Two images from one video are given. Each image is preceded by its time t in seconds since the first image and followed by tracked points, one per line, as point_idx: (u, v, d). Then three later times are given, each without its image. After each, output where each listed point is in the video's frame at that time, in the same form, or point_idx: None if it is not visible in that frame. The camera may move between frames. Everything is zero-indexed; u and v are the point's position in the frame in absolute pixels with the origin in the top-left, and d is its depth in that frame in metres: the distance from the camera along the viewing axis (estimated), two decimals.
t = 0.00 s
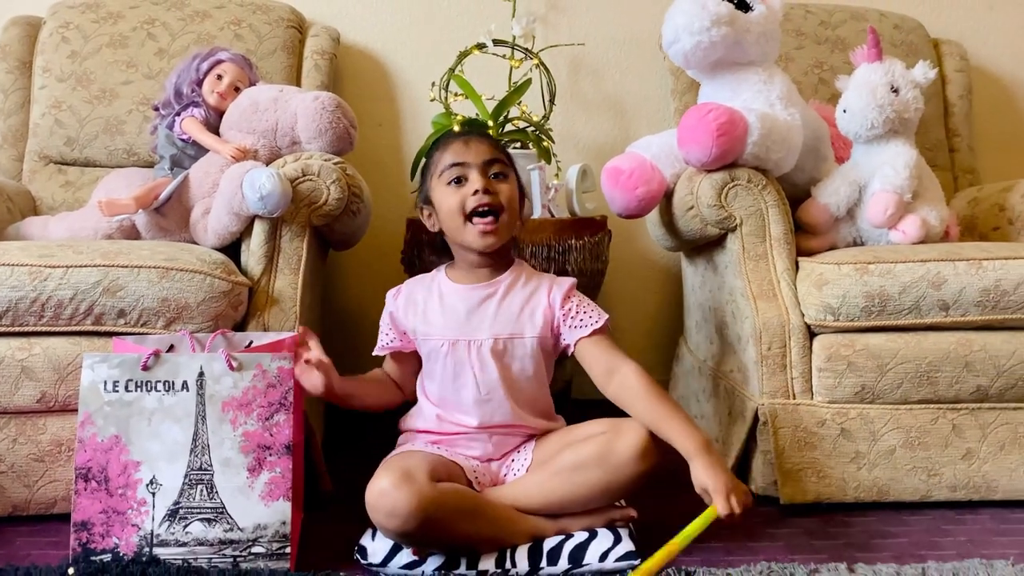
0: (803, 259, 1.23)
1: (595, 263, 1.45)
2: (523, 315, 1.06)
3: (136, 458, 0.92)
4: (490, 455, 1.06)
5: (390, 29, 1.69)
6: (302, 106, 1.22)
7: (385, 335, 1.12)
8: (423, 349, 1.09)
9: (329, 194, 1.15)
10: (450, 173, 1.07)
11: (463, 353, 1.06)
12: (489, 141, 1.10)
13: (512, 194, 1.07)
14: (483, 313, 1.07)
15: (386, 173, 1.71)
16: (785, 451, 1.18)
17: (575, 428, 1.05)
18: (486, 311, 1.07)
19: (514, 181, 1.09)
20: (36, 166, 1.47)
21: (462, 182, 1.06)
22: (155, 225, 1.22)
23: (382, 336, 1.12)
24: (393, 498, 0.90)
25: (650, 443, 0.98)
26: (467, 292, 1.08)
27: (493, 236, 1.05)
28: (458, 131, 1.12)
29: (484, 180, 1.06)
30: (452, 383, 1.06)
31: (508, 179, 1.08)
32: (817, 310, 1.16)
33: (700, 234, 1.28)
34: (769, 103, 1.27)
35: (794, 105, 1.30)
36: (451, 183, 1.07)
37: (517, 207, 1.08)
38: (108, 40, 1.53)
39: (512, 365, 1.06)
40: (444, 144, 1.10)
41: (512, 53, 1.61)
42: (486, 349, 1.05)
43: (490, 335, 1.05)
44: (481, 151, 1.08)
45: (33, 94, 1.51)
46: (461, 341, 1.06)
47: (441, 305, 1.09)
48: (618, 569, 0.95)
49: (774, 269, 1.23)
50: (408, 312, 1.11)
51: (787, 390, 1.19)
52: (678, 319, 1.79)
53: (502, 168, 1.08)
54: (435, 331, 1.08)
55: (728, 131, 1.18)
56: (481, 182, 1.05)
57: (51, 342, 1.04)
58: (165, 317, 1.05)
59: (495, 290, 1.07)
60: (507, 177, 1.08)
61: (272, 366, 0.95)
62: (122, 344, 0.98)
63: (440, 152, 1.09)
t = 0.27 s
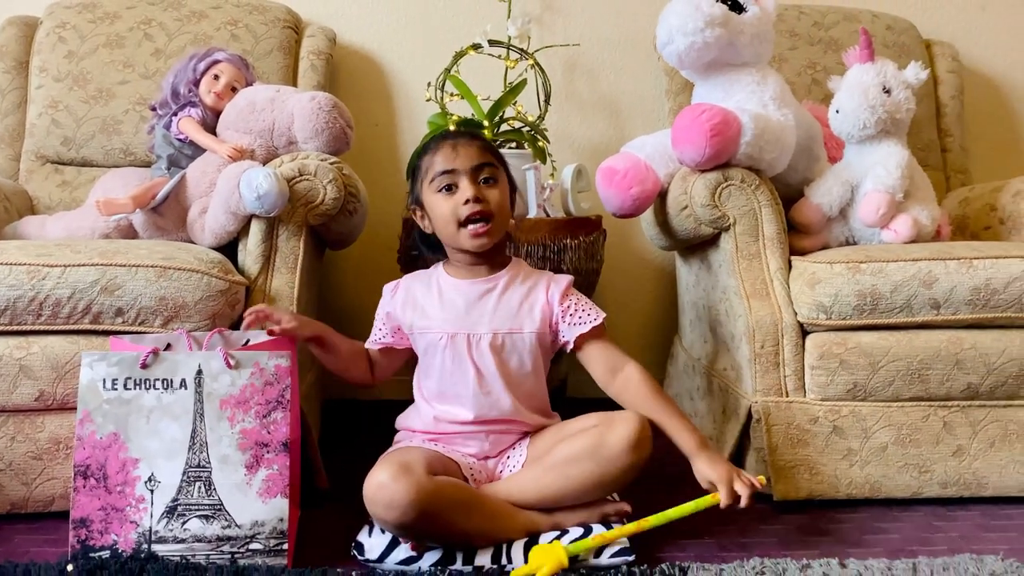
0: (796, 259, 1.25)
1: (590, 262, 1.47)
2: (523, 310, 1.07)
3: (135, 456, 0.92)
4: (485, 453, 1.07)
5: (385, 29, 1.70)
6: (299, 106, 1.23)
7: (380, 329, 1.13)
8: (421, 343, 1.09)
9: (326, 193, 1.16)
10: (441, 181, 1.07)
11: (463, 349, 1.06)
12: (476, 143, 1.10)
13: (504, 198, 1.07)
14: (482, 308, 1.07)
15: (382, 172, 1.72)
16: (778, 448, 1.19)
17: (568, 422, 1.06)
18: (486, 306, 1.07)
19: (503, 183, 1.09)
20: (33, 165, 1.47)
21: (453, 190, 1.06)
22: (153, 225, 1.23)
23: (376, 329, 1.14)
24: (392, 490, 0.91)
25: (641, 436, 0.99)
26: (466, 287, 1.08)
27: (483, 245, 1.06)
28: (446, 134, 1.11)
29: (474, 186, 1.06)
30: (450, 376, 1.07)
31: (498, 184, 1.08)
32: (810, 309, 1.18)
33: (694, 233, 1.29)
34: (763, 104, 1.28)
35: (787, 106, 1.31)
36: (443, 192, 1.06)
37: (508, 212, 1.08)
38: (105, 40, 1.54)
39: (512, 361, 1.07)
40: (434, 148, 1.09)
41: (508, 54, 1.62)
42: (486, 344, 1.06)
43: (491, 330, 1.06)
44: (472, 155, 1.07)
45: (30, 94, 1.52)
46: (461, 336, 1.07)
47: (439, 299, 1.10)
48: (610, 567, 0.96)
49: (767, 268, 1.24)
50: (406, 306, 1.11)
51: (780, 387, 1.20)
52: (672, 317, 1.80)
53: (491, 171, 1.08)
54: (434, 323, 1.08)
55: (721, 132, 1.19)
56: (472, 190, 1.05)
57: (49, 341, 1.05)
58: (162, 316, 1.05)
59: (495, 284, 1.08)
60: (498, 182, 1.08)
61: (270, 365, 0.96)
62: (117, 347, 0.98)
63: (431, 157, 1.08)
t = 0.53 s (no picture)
0: (791, 255, 1.25)
1: (587, 259, 1.47)
2: (527, 307, 1.09)
3: (134, 450, 0.93)
4: (486, 450, 1.07)
5: (383, 28, 1.70)
6: (297, 103, 1.23)
7: (377, 314, 1.14)
8: (421, 334, 1.10)
9: (324, 190, 1.16)
10: (433, 170, 1.09)
11: (466, 342, 1.07)
12: (471, 135, 1.11)
13: (496, 183, 1.07)
14: (487, 302, 1.09)
15: (380, 170, 1.72)
16: (773, 443, 1.20)
17: (564, 416, 1.08)
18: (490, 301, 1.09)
19: (497, 170, 1.09)
20: (30, 163, 1.48)
21: (445, 178, 1.07)
22: (151, 221, 1.24)
23: (372, 313, 1.15)
24: (396, 468, 0.91)
25: (637, 426, 1.01)
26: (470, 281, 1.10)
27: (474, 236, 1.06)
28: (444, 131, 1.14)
29: (464, 172, 1.07)
30: (451, 369, 1.07)
31: (490, 170, 1.08)
32: (805, 304, 1.19)
33: (690, 230, 1.30)
34: (758, 101, 1.29)
35: (782, 103, 1.32)
36: (436, 181, 1.08)
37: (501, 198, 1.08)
38: (102, 38, 1.54)
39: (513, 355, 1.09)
40: (432, 145, 1.12)
41: (505, 52, 1.62)
42: (490, 339, 1.07)
43: (496, 326, 1.08)
44: (463, 147, 1.09)
45: (28, 91, 1.52)
46: (465, 330, 1.08)
47: (442, 291, 1.10)
48: (608, 559, 0.97)
49: (762, 264, 1.25)
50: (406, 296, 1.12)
51: (775, 383, 1.21)
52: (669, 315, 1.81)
53: (482, 157, 1.09)
54: (435, 317, 1.09)
55: (717, 129, 1.20)
56: (462, 175, 1.07)
57: (48, 336, 1.05)
58: (161, 311, 1.06)
59: (499, 280, 1.10)
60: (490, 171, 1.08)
61: (269, 359, 0.96)
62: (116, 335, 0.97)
63: (428, 152, 1.11)
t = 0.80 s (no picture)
0: (787, 255, 1.26)
1: (584, 259, 1.48)
2: (530, 303, 1.10)
3: (132, 450, 0.93)
4: (484, 450, 1.08)
5: (380, 28, 1.70)
6: (294, 103, 1.23)
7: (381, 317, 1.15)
8: (425, 333, 1.10)
9: (321, 190, 1.16)
10: (431, 173, 1.09)
11: (471, 339, 1.07)
12: (470, 136, 1.10)
13: (491, 186, 1.07)
14: (491, 299, 1.09)
15: (377, 170, 1.73)
16: (770, 442, 1.21)
17: (563, 420, 1.08)
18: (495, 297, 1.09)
19: (494, 172, 1.08)
20: (27, 163, 1.47)
21: (441, 181, 1.08)
22: (148, 221, 1.24)
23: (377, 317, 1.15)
24: (390, 484, 0.92)
25: (636, 433, 1.02)
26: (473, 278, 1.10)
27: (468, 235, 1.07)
28: (445, 130, 1.13)
29: (460, 176, 1.07)
30: (456, 367, 1.07)
31: (486, 174, 1.07)
32: (800, 304, 1.19)
33: (686, 230, 1.31)
34: (755, 102, 1.30)
35: (779, 104, 1.32)
36: (433, 184, 1.09)
37: (496, 201, 1.07)
38: (99, 37, 1.54)
39: (518, 352, 1.08)
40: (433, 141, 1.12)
41: (501, 52, 1.63)
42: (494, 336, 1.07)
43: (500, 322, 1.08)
44: (458, 146, 1.09)
45: (24, 91, 1.52)
46: (469, 328, 1.07)
47: (445, 289, 1.10)
48: (605, 558, 0.97)
49: (758, 264, 1.25)
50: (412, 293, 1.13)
51: (771, 382, 1.22)
52: (665, 314, 1.81)
53: (478, 160, 1.08)
54: (439, 313, 1.09)
55: (714, 129, 1.20)
56: (457, 180, 1.06)
57: (45, 336, 1.05)
58: (159, 312, 1.06)
59: (502, 276, 1.10)
60: (485, 171, 1.08)
61: (267, 360, 0.96)
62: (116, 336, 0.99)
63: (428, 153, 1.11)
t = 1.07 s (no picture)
0: (782, 251, 1.26)
1: (579, 256, 1.48)
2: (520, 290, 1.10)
3: (125, 446, 0.93)
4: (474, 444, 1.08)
5: (375, 25, 1.70)
6: (289, 100, 1.23)
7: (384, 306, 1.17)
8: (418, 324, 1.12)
9: (315, 186, 1.16)
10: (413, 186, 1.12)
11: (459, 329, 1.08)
12: (443, 140, 1.10)
13: (461, 193, 1.08)
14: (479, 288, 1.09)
15: (373, 168, 1.72)
16: (765, 438, 1.21)
17: (555, 409, 1.08)
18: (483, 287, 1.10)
19: (466, 177, 1.09)
20: (21, 160, 1.47)
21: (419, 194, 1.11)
22: (142, 217, 1.24)
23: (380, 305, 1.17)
24: (391, 465, 0.92)
25: (627, 419, 1.01)
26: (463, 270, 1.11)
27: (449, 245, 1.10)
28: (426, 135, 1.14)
29: (432, 189, 1.09)
30: (445, 356, 1.08)
31: (455, 183, 1.08)
32: (795, 300, 1.19)
33: (682, 227, 1.31)
34: (749, 98, 1.30)
35: (773, 100, 1.32)
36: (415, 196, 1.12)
37: (469, 208, 1.09)
38: (94, 34, 1.54)
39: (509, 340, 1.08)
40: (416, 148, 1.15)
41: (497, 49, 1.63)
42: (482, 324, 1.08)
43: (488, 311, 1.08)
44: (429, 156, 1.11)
45: (18, 88, 1.52)
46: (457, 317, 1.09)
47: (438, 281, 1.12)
48: (599, 553, 0.97)
49: (753, 260, 1.25)
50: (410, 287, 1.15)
51: (766, 378, 1.22)
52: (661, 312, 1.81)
53: (449, 168, 1.09)
54: (429, 304, 1.11)
55: (708, 126, 1.20)
56: (428, 194, 1.09)
57: (39, 333, 1.05)
58: (152, 308, 1.06)
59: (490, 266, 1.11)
60: (452, 179, 1.08)
61: (258, 358, 0.95)
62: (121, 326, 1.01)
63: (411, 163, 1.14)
